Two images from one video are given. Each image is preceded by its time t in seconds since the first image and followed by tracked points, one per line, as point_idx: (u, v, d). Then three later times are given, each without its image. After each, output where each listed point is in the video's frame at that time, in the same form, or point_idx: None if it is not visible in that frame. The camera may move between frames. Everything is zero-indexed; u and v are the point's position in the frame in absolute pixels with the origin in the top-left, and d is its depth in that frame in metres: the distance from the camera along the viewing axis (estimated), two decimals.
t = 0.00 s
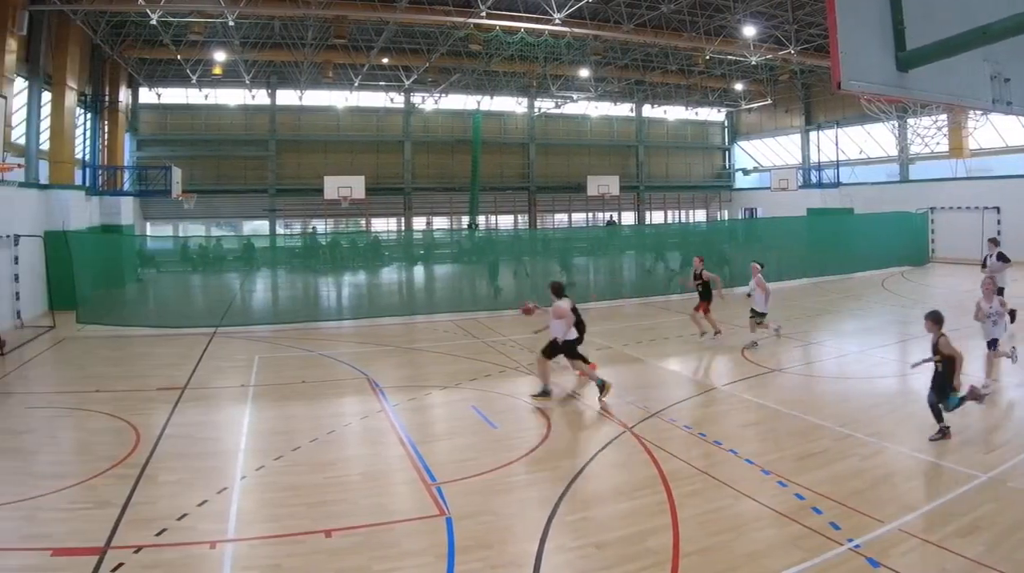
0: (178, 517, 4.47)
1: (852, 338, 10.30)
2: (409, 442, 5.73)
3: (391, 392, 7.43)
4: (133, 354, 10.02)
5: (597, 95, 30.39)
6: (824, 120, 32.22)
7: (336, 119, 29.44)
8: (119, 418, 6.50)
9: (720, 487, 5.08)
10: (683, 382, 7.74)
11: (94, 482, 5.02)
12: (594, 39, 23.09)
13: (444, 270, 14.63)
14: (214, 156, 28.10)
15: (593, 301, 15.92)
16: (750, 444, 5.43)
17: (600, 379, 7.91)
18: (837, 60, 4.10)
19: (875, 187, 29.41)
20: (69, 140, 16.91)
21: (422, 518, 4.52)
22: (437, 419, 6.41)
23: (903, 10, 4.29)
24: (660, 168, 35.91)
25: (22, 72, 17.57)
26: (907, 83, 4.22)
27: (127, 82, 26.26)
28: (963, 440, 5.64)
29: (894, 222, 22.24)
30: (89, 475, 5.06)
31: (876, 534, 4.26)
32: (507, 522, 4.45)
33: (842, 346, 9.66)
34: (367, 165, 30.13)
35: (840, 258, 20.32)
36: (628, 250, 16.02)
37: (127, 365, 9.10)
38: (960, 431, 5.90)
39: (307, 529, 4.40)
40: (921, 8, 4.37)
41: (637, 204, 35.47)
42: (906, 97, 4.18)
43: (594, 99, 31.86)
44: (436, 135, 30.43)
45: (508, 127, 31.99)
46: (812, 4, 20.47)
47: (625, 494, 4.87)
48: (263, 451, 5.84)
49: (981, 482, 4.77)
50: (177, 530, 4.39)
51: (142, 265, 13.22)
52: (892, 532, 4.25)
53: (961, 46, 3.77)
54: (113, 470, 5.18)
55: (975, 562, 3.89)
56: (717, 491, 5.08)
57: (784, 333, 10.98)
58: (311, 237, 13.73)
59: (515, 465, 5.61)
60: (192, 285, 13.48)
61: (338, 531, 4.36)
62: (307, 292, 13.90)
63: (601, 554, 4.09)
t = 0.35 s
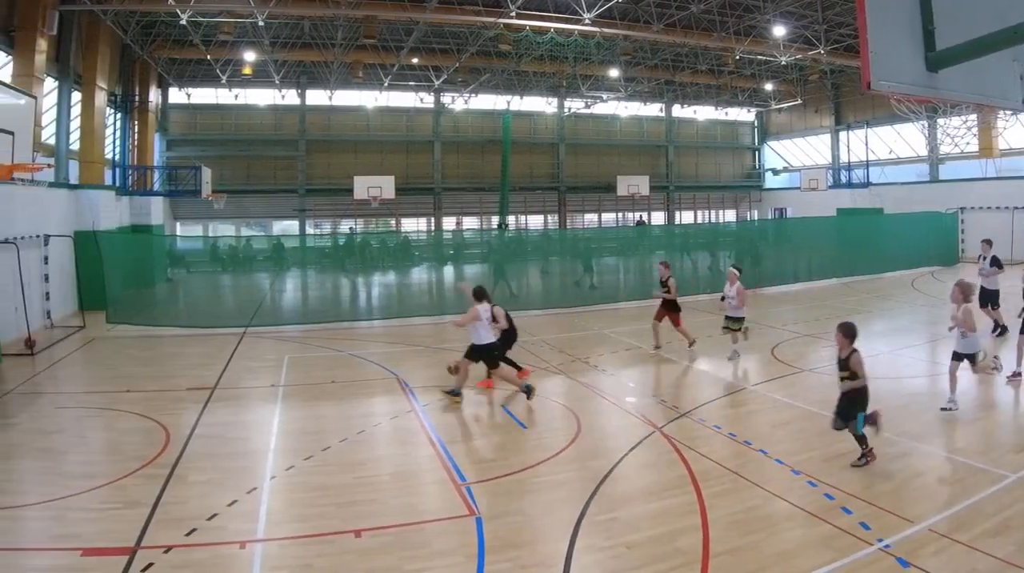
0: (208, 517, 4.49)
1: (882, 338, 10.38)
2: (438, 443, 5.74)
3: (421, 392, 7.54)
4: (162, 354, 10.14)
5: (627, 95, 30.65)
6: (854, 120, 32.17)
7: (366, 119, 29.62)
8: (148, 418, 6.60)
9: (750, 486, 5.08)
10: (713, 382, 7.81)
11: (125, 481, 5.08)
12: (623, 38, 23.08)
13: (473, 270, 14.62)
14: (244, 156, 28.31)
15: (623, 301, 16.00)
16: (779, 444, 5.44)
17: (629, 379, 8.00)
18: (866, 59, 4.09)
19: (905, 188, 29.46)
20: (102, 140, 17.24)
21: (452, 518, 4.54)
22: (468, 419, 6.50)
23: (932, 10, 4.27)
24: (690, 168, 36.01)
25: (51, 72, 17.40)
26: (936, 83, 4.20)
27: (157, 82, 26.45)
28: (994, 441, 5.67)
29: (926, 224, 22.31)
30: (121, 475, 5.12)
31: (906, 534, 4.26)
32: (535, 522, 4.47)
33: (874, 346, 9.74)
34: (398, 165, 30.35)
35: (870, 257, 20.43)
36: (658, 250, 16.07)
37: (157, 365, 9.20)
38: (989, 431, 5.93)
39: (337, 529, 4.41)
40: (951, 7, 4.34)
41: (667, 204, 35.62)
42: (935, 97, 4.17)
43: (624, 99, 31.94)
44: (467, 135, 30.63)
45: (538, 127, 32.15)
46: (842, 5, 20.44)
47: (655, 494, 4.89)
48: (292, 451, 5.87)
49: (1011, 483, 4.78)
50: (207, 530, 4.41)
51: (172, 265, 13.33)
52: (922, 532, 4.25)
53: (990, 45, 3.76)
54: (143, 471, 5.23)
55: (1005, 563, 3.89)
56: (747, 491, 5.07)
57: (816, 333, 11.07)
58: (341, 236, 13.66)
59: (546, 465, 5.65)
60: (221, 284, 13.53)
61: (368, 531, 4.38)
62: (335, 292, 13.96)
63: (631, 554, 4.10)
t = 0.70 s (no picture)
0: (240, 517, 4.52)
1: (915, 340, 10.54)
2: (469, 443, 5.79)
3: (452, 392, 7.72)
4: (194, 355, 10.42)
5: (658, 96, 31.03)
6: (886, 120, 32.29)
7: (398, 119, 30.15)
8: (181, 419, 6.76)
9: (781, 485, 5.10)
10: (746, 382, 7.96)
11: (158, 480, 5.18)
12: (655, 40, 23.31)
13: (502, 269, 14.80)
14: (276, 155, 28.91)
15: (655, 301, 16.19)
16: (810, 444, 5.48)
17: (661, 379, 8.17)
18: (898, 59, 4.09)
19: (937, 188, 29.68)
20: (132, 139, 16.91)
21: (484, 518, 4.57)
22: (501, 419, 6.61)
23: (965, 8, 4.24)
24: (722, 168, 36.31)
25: (84, 72, 17.55)
26: (968, 82, 4.18)
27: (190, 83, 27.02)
28: None
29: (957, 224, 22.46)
30: (154, 476, 5.23)
31: (938, 534, 4.27)
32: (567, 522, 4.48)
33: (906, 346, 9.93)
34: (431, 164, 30.92)
35: (902, 258, 20.53)
36: (688, 250, 16.36)
37: (189, 365, 9.60)
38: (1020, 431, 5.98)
39: (369, 529, 4.44)
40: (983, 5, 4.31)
41: (699, 204, 35.95)
42: (967, 97, 4.15)
43: (656, 99, 32.21)
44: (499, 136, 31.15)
45: (569, 127, 32.56)
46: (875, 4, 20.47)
47: (686, 494, 4.92)
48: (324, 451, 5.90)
49: None
50: (238, 530, 4.43)
51: (205, 265, 13.66)
52: (954, 532, 4.25)
53: (1023, 44, 3.73)
54: (176, 471, 5.34)
55: None
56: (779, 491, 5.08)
57: (849, 334, 11.30)
58: (372, 238, 14.14)
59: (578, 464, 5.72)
60: (254, 283, 13.80)
61: (399, 531, 4.40)
62: (367, 292, 14.14)
63: (663, 554, 4.09)
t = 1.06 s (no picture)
0: (269, 518, 4.53)
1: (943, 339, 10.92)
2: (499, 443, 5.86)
3: (483, 392, 7.91)
4: (224, 355, 10.79)
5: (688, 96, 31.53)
6: (916, 120, 32.91)
7: (427, 119, 30.90)
8: (210, 420, 6.92)
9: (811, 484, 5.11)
10: (776, 382, 8.19)
11: (188, 480, 5.27)
12: (684, 40, 23.12)
13: (535, 271, 15.14)
14: (306, 155, 29.57)
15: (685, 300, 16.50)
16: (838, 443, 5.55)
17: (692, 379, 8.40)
18: (927, 58, 4.04)
19: (967, 189, 29.94)
20: (161, 139, 17.43)
21: (514, 518, 4.59)
22: (530, 419, 6.74)
23: (993, 9, 4.19)
24: (752, 168, 36.64)
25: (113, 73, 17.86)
26: (997, 83, 4.13)
27: (222, 84, 27.61)
28: None
29: (988, 223, 22.61)
30: (182, 477, 5.31)
31: (968, 534, 4.28)
32: (596, 523, 4.49)
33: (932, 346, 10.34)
34: (462, 163, 31.60)
35: (932, 257, 20.61)
36: (718, 251, 16.68)
37: (219, 365, 9.88)
38: None
39: (399, 529, 4.45)
40: (1012, 6, 4.26)
41: (728, 204, 36.26)
42: (997, 97, 4.10)
43: (686, 99, 32.54)
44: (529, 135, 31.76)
45: (599, 127, 33.04)
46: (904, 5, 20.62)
47: (715, 494, 4.95)
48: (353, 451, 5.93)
49: None
50: (268, 530, 4.44)
51: (234, 265, 13.97)
52: (983, 532, 4.26)
53: None
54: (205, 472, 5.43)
55: None
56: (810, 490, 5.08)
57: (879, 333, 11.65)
58: (402, 238, 14.19)
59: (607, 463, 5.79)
60: (285, 284, 14.05)
61: (429, 531, 4.41)
62: (399, 291, 14.42)
63: (693, 554, 4.09)
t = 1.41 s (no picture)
0: (299, 518, 4.55)
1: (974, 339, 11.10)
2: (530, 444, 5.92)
3: (513, 392, 8.09)
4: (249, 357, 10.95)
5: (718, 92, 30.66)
6: (947, 120, 33.06)
7: (458, 119, 30.98)
8: (241, 422, 7.06)
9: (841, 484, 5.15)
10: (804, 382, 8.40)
11: (217, 481, 5.33)
12: (714, 40, 23.11)
13: (565, 270, 15.19)
14: (336, 155, 29.77)
15: (715, 300, 16.67)
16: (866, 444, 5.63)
17: (720, 379, 8.60)
18: (958, 58, 3.79)
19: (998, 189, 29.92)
20: (191, 140, 17.53)
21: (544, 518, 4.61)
22: (562, 420, 6.89)
23: None
24: (782, 168, 36.68)
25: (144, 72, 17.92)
26: None
27: (251, 84, 27.84)
28: None
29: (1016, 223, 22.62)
30: (213, 478, 5.39)
31: (998, 534, 4.28)
32: (625, 522, 4.51)
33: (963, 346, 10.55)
34: (492, 163, 31.68)
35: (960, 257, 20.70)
36: (747, 250, 16.67)
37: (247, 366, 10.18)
38: None
39: (430, 529, 4.46)
40: None
41: (759, 205, 36.34)
42: None
43: (716, 99, 32.62)
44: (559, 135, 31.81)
45: (630, 127, 33.21)
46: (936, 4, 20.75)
47: (744, 494, 4.98)
48: (384, 451, 5.98)
49: None
50: (297, 530, 4.45)
51: (264, 265, 14.02)
52: (1013, 532, 4.26)
53: None
54: (234, 473, 5.51)
55: None
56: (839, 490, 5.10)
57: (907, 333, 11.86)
58: (431, 238, 14.21)
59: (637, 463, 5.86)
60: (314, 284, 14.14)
61: (458, 531, 4.41)
62: (427, 291, 14.48)
63: (722, 554, 4.10)
